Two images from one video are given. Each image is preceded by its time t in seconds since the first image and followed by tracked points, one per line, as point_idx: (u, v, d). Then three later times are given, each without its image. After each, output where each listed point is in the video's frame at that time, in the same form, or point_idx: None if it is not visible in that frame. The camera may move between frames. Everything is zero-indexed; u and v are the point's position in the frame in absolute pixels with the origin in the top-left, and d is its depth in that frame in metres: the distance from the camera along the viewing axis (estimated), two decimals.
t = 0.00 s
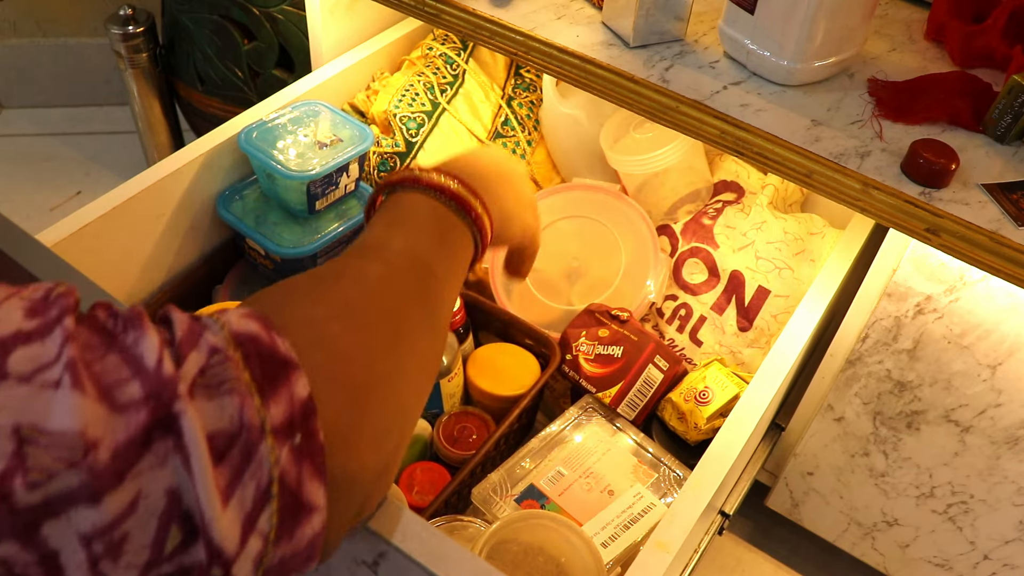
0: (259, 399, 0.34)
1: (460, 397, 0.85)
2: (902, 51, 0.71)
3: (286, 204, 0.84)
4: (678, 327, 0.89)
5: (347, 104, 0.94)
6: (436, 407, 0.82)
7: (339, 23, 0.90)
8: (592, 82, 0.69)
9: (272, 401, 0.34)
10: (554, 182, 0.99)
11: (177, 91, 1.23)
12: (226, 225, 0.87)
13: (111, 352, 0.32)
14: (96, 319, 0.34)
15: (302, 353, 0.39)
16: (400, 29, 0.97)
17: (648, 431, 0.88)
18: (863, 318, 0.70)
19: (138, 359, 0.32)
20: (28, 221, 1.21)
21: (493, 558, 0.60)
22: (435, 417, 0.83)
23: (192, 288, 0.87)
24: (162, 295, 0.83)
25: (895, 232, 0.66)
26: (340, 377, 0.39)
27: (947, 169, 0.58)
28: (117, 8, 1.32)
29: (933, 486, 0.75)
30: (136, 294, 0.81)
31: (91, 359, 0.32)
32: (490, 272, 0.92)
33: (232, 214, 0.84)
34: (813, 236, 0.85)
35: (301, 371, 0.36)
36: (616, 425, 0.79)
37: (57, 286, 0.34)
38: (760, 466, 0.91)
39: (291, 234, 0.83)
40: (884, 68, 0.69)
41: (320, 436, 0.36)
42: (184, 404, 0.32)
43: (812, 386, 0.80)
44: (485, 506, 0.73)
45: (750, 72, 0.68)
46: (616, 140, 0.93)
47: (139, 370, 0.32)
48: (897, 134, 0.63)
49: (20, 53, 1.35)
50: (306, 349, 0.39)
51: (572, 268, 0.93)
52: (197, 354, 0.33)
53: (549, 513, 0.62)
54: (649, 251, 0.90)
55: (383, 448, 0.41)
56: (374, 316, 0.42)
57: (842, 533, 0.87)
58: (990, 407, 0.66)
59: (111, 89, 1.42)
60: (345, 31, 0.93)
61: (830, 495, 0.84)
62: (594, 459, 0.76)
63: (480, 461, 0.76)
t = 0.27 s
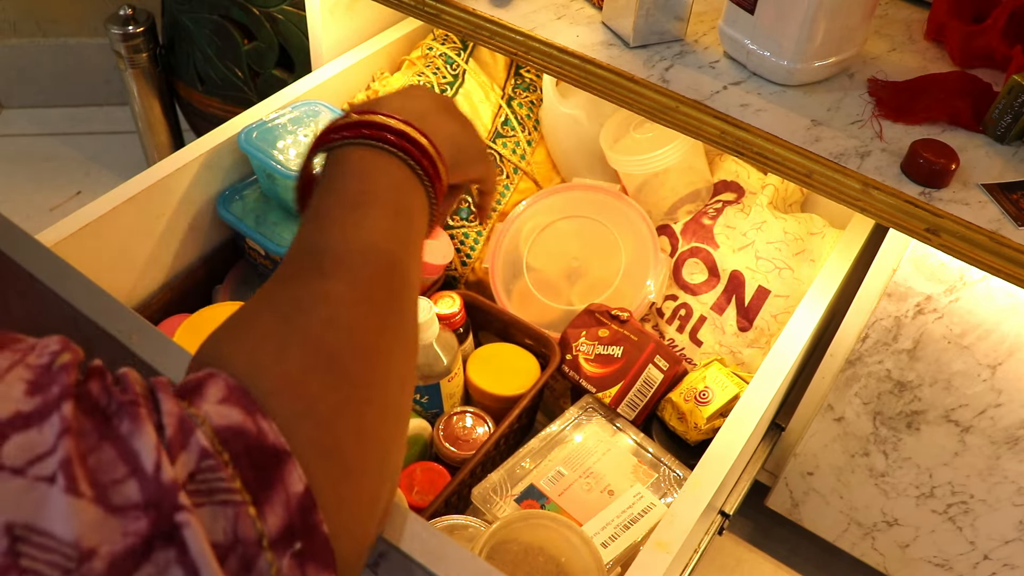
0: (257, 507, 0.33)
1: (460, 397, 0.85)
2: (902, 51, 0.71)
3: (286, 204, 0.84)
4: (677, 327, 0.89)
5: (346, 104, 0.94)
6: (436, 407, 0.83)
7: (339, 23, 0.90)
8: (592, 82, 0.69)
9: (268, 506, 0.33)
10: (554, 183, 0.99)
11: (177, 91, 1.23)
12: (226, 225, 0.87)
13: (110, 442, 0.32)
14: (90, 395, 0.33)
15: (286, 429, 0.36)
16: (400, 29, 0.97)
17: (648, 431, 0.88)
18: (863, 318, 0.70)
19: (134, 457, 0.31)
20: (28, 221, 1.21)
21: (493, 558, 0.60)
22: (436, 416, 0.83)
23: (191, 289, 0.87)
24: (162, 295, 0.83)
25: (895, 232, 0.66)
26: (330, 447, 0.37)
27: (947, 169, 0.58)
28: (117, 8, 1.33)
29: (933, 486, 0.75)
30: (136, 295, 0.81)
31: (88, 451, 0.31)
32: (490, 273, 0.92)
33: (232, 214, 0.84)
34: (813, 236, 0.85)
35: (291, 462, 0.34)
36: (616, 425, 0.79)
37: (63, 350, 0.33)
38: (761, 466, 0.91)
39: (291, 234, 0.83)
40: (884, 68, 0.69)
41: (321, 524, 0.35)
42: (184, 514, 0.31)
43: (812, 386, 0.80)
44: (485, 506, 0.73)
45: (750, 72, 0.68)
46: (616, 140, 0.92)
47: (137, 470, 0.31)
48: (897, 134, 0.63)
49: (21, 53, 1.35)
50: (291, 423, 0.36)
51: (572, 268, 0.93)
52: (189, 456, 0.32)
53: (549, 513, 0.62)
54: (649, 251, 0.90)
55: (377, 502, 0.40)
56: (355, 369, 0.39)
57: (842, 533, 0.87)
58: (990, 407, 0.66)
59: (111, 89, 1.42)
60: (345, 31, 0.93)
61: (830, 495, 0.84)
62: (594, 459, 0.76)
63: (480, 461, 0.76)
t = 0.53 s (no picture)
0: (220, 539, 0.31)
1: (460, 397, 0.85)
2: (902, 51, 0.71)
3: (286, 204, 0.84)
4: (677, 327, 0.89)
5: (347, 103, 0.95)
6: (436, 406, 0.82)
7: (338, 23, 0.90)
8: (592, 82, 0.69)
9: (231, 535, 0.31)
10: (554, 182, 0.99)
11: (177, 91, 1.22)
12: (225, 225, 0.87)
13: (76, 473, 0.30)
14: (55, 423, 0.30)
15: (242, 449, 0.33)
16: (400, 29, 0.97)
17: (648, 431, 0.88)
18: (863, 318, 0.70)
19: (99, 489, 0.29)
20: (28, 221, 1.21)
21: (492, 558, 0.60)
22: (436, 416, 0.83)
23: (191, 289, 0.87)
24: (161, 295, 0.83)
25: (896, 232, 0.66)
26: (286, 468, 0.34)
27: (947, 169, 0.58)
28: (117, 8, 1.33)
29: (933, 486, 0.75)
30: (136, 294, 0.81)
31: (50, 485, 0.29)
32: (490, 273, 0.92)
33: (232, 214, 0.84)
34: (813, 236, 0.85)
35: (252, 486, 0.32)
36: (616, 425, 0.79)
37: (27, 373, 0.31)
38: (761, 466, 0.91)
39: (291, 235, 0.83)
40: (884, 68, 0.69)
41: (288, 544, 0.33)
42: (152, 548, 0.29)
43: (813, 386, 0.80)
44: (485, 506, 0.73)
45: (750, 72, 0.68)
46: (616, 140, 0.92)
47: (102, 502, 0.29)
48: (897, 134, 0.63)
49: (21, 53, 1.35)
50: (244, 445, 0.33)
51: (572, 268, 0.93)
52: (150, 490, 0.30)
53: (550, 513, 0.62)
54: (649, 251, 0.90)
55: (339, 514, 0.37)
56: (309, 378, 0.37)
57: (842, 533, 0.87)
58: (990, 407, 0.66)
59: (111, 89, 1.42)
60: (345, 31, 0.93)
61: (830, 495, 0.84)
62: (594, 459, 0.76)
63: (480, 461, 0.76)
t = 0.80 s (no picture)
0: None
1: (460, 397, 0.85)
2: (902, 51, 0.71)
3: (287, 204, 0.84)
4: (677, 327, 0.89)
5: (347, 103, 0.95)
6: (436, 406, 0.82)
7: (338, 23, 0.90)
8: (592, 82, 0.69)
9: None
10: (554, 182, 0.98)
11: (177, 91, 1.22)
12: (225, 224, 0.87)
13: None
14: None
15: None
16: (400, 29, 0.97)
17: (648, 431, 0.88)
18: (863, 318, 0.70)
19: None
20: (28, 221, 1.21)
21: (493, 558, 0.60)
22: (436, 416, 0.83)
23: (192, 289, 0.87)
24: (162, 295, 0.83)
25: (896, 232, 0.66)
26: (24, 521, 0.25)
27: (947, 169, 0.58)
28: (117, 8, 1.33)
29: (933, 486, 0.75)
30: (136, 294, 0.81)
31: None
32: (490, 273, 0.92)
33: (232, 214, 0.84)
34: (813, 236, 0.85)
35: None
36: (616, 425, 0.79)
37: None
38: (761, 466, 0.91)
39: (291, 234, 0.84)
40: (884, 68, 0.69)
41: None
42: None
43: (812, 386, 0.80)
44: (485, 506, 0.73)
45: (750, 72, 0.68)
46: (617, 140, 0.92)
47: None
48: (897, 134, 0.63)
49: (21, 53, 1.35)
50: None
51: (572, 268, 0.93)
52: None
53: (550, 513, 0.62)
54: (648, 251, 0.90)
55: None
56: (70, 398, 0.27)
57: (842, 533, 0.87)
58: (990, 407, 0.66)
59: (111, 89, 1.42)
60: (345, 31, 0.93)
61: (830, 495, 0.84)
62: (594, 459, 0.76)
63: (480, 460, 0.76)
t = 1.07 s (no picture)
0: None
1: (460, 397, 0.85)
2: (902, 51, 0.71)
3: (287, 204, 0.84)
4: (678, 327, 0.89)
5: (347, 103, 0.95)
6: (436, 406, 0.82)
7: (338, 23, 0.90)
8: (592, 82, 0.69)
9: None
10: (554, 182, 0.98)
11: (177, 91, 1.22)
12: (225, 225, 0.87)
13: None
14: None
15: None
16: (400, 29, 0.97)
17: (648, 431, 0.88)
18: (863, 318, 0.70)
19: None
20: (28, 221, 1.21)
21: (493, 558, 0.60)
22: (436, 416, 0.83)
23: (191, 289, 0.87)
24: (161, 295, 0.83)
25: (896, 232, 0.66)
26: None
27: (947, 169, 0.58)
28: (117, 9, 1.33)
29: (933, 486, 0.75)
30: (136, 294, 0.81)
31: None
32: (490, 273, 0.92)
33: (232, 214, 0.84)
34: (813, 236, 0.85)
35: None
36: (616, 425, 0.79)
37: None
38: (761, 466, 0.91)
39: (291, 234, 0.84)
40: (884, 68, 0.69)
41: None
42: None
43: (812, 386, 0.80)
44: (485, 506, 0.73)
45: (751, 72, 0.68)
46: (617, 140, 0.92)
47: None
48: (897, 134, 0.63)
49: (21, 53, 1.35)
50: None
51: (572, 268, 0.93)
52: None
53: (550, 513, 0.62)
54: (648, 251, 0.90)
55: None
56: None
57: (842, 533, 0.87)
58: (990, 407, 0.66)
59: (111, 89, 1.42)
60: (345, 31, 0.93)
61: (830, 495, 0.84)
62: (594, 459, 0.76)
63: (480, 461, 0.76)
